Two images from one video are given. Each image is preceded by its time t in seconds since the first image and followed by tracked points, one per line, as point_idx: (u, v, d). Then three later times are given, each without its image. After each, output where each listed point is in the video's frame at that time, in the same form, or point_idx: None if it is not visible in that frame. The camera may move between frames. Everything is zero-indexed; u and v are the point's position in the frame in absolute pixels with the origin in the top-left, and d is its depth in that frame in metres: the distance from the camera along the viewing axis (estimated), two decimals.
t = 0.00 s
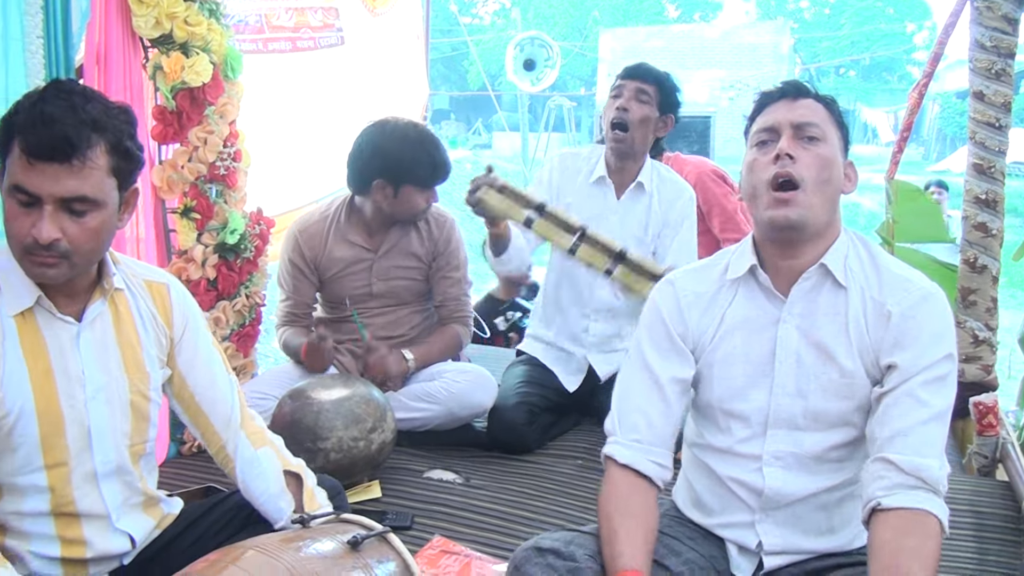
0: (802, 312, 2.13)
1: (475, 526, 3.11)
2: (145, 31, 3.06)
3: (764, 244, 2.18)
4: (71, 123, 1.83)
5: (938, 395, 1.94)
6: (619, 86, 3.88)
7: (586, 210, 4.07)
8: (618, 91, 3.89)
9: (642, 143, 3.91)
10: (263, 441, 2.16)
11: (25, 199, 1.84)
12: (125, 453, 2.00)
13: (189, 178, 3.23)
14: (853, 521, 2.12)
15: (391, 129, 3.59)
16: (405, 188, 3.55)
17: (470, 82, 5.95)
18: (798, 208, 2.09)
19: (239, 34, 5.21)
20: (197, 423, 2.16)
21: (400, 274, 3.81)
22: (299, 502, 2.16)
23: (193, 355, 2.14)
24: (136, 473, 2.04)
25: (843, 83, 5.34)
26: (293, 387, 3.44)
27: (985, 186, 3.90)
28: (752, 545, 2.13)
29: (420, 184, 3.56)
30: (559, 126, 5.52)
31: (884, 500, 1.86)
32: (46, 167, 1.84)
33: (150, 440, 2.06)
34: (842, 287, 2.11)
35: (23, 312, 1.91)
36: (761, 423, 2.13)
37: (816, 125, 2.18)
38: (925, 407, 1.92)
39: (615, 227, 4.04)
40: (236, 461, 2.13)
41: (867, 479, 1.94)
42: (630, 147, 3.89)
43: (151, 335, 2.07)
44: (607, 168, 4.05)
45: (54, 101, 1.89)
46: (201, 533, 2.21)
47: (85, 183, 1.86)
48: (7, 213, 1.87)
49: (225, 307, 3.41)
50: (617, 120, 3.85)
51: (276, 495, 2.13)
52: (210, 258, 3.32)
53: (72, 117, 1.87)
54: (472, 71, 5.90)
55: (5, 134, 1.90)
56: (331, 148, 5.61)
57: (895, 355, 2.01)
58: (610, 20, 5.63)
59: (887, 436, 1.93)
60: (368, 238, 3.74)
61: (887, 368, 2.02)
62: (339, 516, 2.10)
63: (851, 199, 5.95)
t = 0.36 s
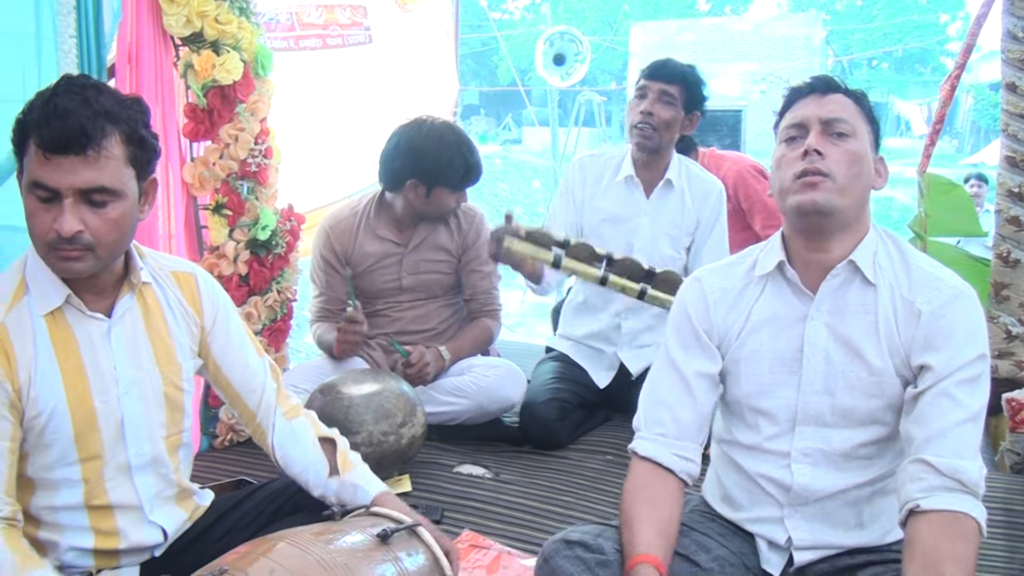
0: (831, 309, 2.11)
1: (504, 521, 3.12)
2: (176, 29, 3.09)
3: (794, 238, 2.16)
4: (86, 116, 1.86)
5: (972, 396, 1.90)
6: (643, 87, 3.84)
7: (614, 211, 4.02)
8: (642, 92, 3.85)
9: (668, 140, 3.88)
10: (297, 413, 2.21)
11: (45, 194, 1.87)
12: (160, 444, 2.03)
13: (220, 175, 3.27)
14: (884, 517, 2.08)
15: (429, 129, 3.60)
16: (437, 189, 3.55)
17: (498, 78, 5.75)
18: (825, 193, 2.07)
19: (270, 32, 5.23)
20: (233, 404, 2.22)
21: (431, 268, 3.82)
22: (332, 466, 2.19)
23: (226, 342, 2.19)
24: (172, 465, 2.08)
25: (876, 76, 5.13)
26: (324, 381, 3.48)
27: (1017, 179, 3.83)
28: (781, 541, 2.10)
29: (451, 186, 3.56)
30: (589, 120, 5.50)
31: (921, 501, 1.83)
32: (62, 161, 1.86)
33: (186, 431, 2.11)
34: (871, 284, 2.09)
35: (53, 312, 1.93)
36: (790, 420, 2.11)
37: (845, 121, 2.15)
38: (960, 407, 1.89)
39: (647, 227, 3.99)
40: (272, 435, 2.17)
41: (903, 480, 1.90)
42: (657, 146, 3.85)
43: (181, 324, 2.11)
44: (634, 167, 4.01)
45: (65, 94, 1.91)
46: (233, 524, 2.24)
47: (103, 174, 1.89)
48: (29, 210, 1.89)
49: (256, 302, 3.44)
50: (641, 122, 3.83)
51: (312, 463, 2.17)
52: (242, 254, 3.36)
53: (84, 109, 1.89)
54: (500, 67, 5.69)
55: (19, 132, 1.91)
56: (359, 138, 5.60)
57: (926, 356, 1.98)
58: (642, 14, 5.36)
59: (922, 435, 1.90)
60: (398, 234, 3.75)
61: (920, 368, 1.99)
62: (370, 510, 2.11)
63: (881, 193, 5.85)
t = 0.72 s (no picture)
0: (872, 307, 2.08)
1: (544, 520, 3.12)
2: (219, 33, 3.14)
3: (837, 239, 2.13)
4: (123, 115, 1.89)
5: (1018, 390, 1.86)
6: (677, 89, 3.83)
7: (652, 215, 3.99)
8: (677, 94, 3.83)
9: (707, 142, 3.85)
10: (342, 426, 2.21)
11: (92, 195, 1.91)
12: (212, 442, 2.07)
13: (263, 177, 3.32)
14: (926, 518, 2.05)
15: (466, 131, 3.63)
16: (480, 190, 3.56)
17: (539, 77, 5.53)
18: (866, 190, 2.04)
19: (312, 35, 5.33)
20: (278, 407, 2.23)
21: (472, 269, 3.84)
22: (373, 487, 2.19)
23: (275, 344, 2.21)
24: (222, 463, 2.11)
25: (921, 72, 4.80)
26: (366, 381, 3.50)
27: None
28: (822, 543, 2.07)
29: (492, 185, 3.57)
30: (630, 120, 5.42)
31: (968, 500, 1.78)
32: (105, 160, 1.90)
33: (235, 428, 2.14)
34: (914, 281, 2.05)
35: (110, 307, 1.97)
36: (832, 420, 2.08)
37: (887, 117, 2.11)
38: (1006, 403, 1.84)
39: (688, 231, 3.94)
40: (316, 444, 2.18)
41: (947, 477, 1.86)
42: (694, 148, 3.82)
43: (233, 324, 2.14)
44: (671, 172, 3.97)
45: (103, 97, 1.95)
46: (277, 520, 2.27)
47: (144, 170, 1.92)
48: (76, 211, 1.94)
49: (299, 302, 3.49)
50: (678, 125, 3.81)
51: (352, 481, 2.17)
52: (285, 255, 3.41)
53: (121, 109, 1.93)
54: (541, 66, 5.48)
55: (64, 139, 1.96)
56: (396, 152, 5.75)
57: (973, 350, 1.94)
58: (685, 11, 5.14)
59: (966, 434, 1.86)
60: (440, 234, 3.78)
61: (966, 363, 1.95)
62: (409, 508, 2.12)
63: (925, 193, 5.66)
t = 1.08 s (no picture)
0: (916, 306, 2.04)
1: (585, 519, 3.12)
2: (262, 37, 3.20)
3: (878, 238, 2.10)
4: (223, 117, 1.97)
5: None
6: (737, 87, 3.72)
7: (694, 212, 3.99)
8: (735, 91, 3.73)
9: (755, 143, 3.83)
10: (375, 432, 2.23)
11: (169, 181, 1.95)
12: (243, 439, 2.11)
13: (307, 177, 3.37)
14: (969, 521, 1.99)
15: (499, 129, 3.63)
16: (517, 185, 3.57)
17: (581, 76, 5.66)
18: (911, 196, 1.99)
19: (355, 36, 5.16)
20: (313, 412, 2.27)
21: (512, 269, 3.86)
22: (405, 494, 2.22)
23: (310, 348, 2.25)
24: (255, 459, 2.15)
25: (966, 67, 4.68)
26: (406, 380, 3.53)
27: None
28: (863, 545, 2.03)
29: (528, 180, 3.58)
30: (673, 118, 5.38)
31: (1000, 503, 1.75)
32: (192, 152, 1.96)
33: (267, 427, 2.18)
34: (958, 280, 2.01)
35: (150, 301, 2.02)
36: (875, 420, 2.04)
37: (925, 111, 2.09)
38: None
39: (724, 227, 3.95)
40: (351, 449, 2.21)
41: (981, 482, 1.82)
42: (744, 149, 3.81)
43: (269, 328, 2.19)
44: (716, 166, 3.95)
45: (198, 95, 2.02)
46: (317, 517, 2.29)
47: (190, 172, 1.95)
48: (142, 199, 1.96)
49: (341, 301, 3.53)
50: (730, 124, 3.77)
51: (386, 485, 2.20)
52: (328, 255, 3.45)
53: (218, 109, 2.00)
54: (582, 66, 5.63)
55: (148, 124, 2.00)
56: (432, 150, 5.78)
57: (1014, 353, 1.90)
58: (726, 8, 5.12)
59: (1005, 437, 1.82)
60: (480, 234, 3.81)
61: (1006, 366, 1.91)
62: (451, 504, 2.15)
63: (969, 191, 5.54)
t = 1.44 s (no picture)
0: (973, 305, 1.99)
1: (639, 515, 3.12)
2: (319, 37, 3.25)
3: (934, 233, 2.05)
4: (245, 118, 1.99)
5: None
6: (778, 83, 3.75)
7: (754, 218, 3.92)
8: (776, 87, 3.76)
9: (805, 138, 3.77)
10: (440, 398, 2.30)
11: (210, 177, 2.00)
12: (302, 430, 2.16)
13: (364, 174, 3.42)
14: None
15: (550, 121, 3.67)
16: (568, 176, 3.60)
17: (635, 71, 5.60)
18: (968, 183, 1.96)
19: (412, 35, 5.36)
20: (378, 391, 2.33)
21: (565, 265, 3.85)
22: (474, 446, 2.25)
23: (368, 332, 2.30)
24: (314, 450, 2.21)
25: None
26: (463, 375, 3.57)
27: None
28: (919, 546, 1.99)
29: (580, 169, 3.60)
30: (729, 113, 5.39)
31: None
32: (231, 146, 2.00)
33: (325, 418, 2.24)
34: (1016, 280, 1.98)
35: (201, 303, 2.06)
36: (930, 421, 2.00)
37: (985, 106, 2.04)
38: None
39: (787, 230, 3.88)
40: (418, 416, 2.27)
41: None
42: (793, 145, 3.74)
43: (321, 318, 2.24)
44: (768, 168, 3.91)
45: (225, 87, 2.05)
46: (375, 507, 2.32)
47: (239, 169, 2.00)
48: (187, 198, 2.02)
49: (398, 297, 3.58)
50: (775, 121, 3.73)
51: (455, 445, 2.25)
52: (385, 251, 3.50)
53: (246, 97, 2.03)
54: (637, 61, 5.57)
55: (182, 123, 2.05)
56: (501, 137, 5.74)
57: None
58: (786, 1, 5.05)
59: None
60: (534, 230, 3.83)
61: None
62: (505, 498, 2.15)
63: None
